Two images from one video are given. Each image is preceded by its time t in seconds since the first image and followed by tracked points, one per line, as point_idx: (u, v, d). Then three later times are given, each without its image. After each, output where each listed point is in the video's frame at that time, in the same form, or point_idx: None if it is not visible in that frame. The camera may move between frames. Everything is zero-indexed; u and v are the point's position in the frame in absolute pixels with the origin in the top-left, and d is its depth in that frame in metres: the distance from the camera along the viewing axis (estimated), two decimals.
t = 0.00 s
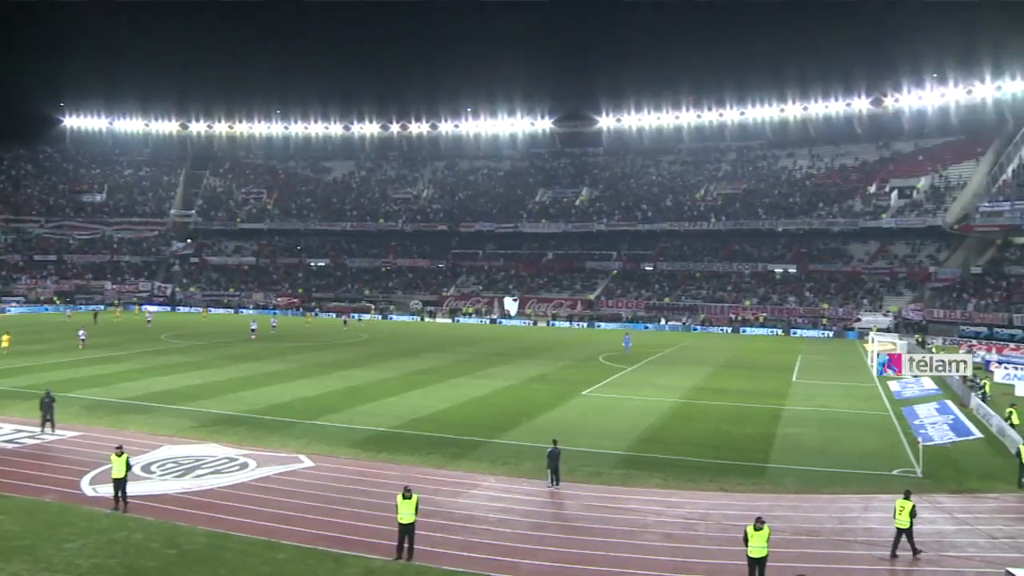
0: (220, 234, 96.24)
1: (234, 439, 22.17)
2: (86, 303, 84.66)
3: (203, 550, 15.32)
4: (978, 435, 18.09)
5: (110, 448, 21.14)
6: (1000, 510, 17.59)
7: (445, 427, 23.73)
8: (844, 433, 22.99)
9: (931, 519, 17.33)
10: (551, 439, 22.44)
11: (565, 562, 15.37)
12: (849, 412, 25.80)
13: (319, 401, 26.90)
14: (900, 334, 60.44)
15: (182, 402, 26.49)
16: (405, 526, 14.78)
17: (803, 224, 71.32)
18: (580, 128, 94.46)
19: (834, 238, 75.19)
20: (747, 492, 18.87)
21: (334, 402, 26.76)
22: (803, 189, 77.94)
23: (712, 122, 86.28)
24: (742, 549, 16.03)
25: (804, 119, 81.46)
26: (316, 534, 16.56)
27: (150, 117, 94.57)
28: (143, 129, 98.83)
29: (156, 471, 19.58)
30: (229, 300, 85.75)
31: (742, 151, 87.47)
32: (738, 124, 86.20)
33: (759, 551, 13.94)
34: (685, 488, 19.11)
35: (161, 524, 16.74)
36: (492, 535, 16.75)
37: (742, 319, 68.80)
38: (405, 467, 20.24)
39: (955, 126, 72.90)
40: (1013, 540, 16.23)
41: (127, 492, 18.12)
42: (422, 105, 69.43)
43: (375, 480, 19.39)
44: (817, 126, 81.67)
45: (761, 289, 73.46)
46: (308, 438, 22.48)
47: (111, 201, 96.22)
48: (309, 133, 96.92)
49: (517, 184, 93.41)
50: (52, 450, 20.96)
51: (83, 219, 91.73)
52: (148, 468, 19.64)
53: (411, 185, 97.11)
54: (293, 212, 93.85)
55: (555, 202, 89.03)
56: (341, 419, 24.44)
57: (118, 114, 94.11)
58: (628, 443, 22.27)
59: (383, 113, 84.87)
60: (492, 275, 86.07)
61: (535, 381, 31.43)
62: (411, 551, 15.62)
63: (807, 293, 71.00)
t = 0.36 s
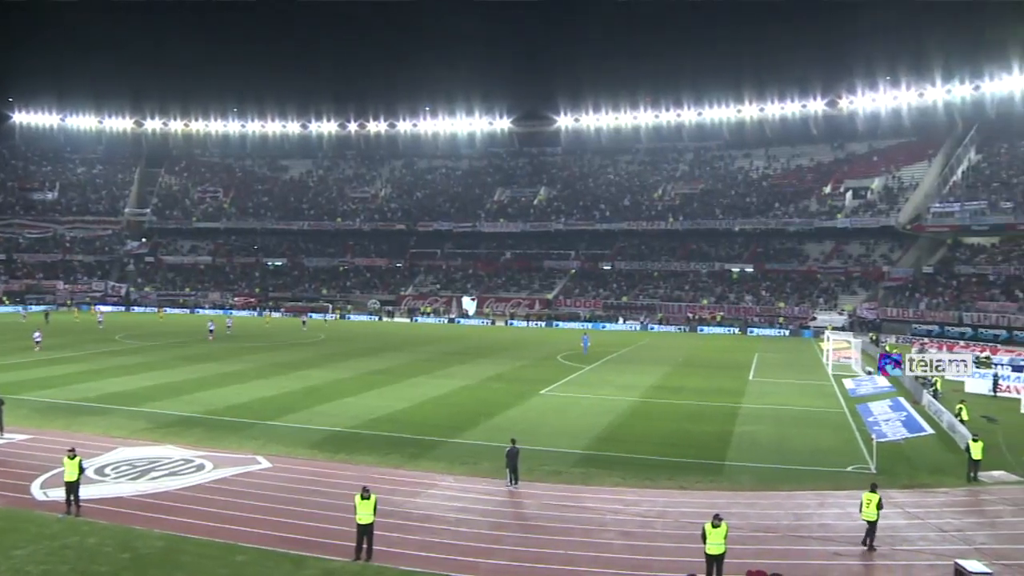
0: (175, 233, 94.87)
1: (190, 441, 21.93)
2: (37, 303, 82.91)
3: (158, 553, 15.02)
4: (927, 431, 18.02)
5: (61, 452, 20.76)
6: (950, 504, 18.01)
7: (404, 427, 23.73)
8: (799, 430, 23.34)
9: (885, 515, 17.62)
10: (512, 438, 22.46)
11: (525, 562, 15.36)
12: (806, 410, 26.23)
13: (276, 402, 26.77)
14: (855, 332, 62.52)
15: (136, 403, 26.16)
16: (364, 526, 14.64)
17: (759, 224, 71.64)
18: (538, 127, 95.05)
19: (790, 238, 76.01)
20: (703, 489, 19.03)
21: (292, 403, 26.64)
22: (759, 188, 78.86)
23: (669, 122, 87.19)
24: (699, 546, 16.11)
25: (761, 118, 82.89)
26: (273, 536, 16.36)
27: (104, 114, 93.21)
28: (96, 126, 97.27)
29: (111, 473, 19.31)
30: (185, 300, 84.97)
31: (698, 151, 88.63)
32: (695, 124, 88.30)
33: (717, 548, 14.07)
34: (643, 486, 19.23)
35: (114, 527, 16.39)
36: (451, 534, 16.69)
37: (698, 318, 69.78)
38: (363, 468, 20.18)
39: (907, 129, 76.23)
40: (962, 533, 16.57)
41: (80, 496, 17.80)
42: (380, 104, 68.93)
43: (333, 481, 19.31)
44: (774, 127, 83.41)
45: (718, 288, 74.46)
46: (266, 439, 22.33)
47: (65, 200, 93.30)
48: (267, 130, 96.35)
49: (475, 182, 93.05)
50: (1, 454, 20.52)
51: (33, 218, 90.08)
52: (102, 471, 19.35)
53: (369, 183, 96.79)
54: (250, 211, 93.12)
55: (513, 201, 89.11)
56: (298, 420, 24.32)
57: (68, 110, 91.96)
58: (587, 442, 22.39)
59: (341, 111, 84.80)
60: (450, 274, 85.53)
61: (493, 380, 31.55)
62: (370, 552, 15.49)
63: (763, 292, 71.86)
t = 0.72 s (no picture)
0: (125, 232, 93.21)
1: (141, 443, 21.65)
2: None
3: (107, 558, 14.70)
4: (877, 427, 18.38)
5: (7, 456, 20.32)
6: (897, 499, 18.36)
7: (359, 427, 23.70)
8: (752, 428, 23.74)
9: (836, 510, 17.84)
10: (469, 438, 22.47)
11: (478, 561, 15.33)
12: (757, 408, 26.66)
13: (230, 402, 26.59)
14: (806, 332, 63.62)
15: (86, 405, 25.78)
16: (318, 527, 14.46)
17: (713, 224, 73.01)
18: (494, 127, 95.16)
19: (744, 237, 76.96)
20: (656, 487, 19.18)
21: (246, 403, 26.47)
22: (713, 189, 79.62)
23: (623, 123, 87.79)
24: (652, 544, 16.18)
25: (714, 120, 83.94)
26: (226, 538, 16.13)
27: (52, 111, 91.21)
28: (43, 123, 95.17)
29: (57, 477, 18.99)
30: (135, 300, 83.54)
31: (653, 151, 89.34)
32: (650, 125, 88.71)
33: (672, 545, 14.09)
34: (597, 484, 19.32)
35: (62, 533, 16.01)
36: (406, 534, 16.59)
37: (652, 317, 70.37)
38: (316, 468, 20.12)
39: (860, 129, 77.85)
40: (910, 527, 16.84)
41: (25, 501, 17.43)
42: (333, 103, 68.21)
43: (285, 481, 19.22)
44: (727, 127, 84.45)
45: (672, 287, 75.27)
46: (218, 440, 22.17)
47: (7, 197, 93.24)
48: (220, 129, 95.02)
49: (430, 182, 92.65)
50: None
51: None
52: (48, 475, 19.01)
53: (323, 182, 96.15)
54: (203, 210, 91.86)
55: (468, 200, 88.85)
56: (252, 421, 24.18)
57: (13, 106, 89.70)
58: (542, 441, 22.50)
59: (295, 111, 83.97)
60: (405, 274, 85.31)
61: (449, 380, 31.62)
62: (324, 553, 15.34)
63: (717, 292, 72.69)
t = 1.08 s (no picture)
0: (75, 231, 91.44)
1: (91, 446, 21.30)
2: None
3: (55, 563, 14.33)
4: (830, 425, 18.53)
5: None
6: (849, 495, 18.62)
7: (315, 427, 23.61)
8: (707, 426, 24.02)
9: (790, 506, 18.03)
10: (426, 438, 22.44)
11: (434, 561, 15.27)
12: (711, 406, 26.94)
13: (183, 403, 26.33)
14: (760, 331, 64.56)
15: (33, 408, 25.32)
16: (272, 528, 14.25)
17: (668, 223, 73.50)
18: (450, 126, 94.87)
19: (698, 237, 77.89)
20: (612, 485, 19.29)
21: (200, 404, 26.24)
22: (668, 189, 80.34)
23: (579, 123, 88.07)
24: (608, 543, 16.21)
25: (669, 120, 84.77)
26: (178, 541, 15.86)
27: None
28: None
29: (3, 482, 18.61)
30: (85, 300, 81.88)
31: (608, 151, 90.10)
32: (605, 125, 89.44)
33: (628, 544, 14.03)
34: (553, 484, 19.36)
35: (6, 539, 15.58)
36: (363, 535, 16.48)
37: (608, 316, 70.60)
38: (271, 469, 20.00)
39: (811, 130, 79.47)
40: (861, 522, 17.07)
41: None
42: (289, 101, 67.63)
43: (239, 482, 19.05)
44: (682, 127, 85.65)
45: (627, 286, 76.17)
46: (171, 442, 21.94)
47: None
48: (173, 127, 93.67)
49: (385, 181, 92.11)
50: None
51: None
52: None
53: (278, 181, 95.35)
54: (155, 209, 90.42)
55: (423, 199, 88.59)
56: (205, 422, 23.96)
57: None
58: (500, 441, 22.53)
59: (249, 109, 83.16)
60: (360, 273, 85.00)
61: (405, 380, 31.56)
62: (280, 555, 15.17)
63: (672, 290, 73.64)
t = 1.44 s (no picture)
0: (32, 230, 89.90)
1: (48, 449, 20.98)
2: None
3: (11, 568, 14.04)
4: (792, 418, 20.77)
5: None
6: (811, 492, 18.79)
7: (280, 428, 23.52)
8: (671, 424, 24.23)
9: (752, 504, 18.18)
10: (392, 439, 22.39)
11: (397, 561, 15.21)
12: (673, 406, 27.18)
13: (144, 404, 26.09)
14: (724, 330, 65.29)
15: None
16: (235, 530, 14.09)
17: (631, 223, 73.81)
18: (413, 126, 95.15)
19: (661, 237, 78.79)
20: (575, 484, 19.36)
21: (162, 405, 26.00)
22: (631, 189, 80.84)
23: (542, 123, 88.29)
24: (571, 542, 16.24)
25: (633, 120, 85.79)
26: (139, 544, 15.63)
27: None
28: None
29: None
30: (42, 300, 80.38)
31: (572, 151, 90.57)
32: (568, 125, 89.88)
33: (592, 542, 13.99)
34: (517, 483, 19.37)
35: None
36: (327, 536, 16.38)
37: (573, 316, 70.89)
38: (234, 470, 19.87)
39: (773, 130, 81.59)
40: (822, 518, 17.25)
41: None
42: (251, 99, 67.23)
43: (200, 484, 18.90)
44: (645, 128, 86.90)
45: (592, 285, 77.13)
46: (131, 444, 21.72)
47: None
48: (134, 124, 92.39)
49: (348, 181, 91.57)
50: None
51: None
52: None
53: (240, 180, 94.53)
54: (115, 207, 88.96)
55: (386, 199, 88.14)
56: (166, 423, 23.75)
57: None
58: (466, 440, 22.54)
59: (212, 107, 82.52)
60: (323, 273, 84.81)
61: (369, 379, 31.48)
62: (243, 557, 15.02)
63: (635, 290, 74.45)
